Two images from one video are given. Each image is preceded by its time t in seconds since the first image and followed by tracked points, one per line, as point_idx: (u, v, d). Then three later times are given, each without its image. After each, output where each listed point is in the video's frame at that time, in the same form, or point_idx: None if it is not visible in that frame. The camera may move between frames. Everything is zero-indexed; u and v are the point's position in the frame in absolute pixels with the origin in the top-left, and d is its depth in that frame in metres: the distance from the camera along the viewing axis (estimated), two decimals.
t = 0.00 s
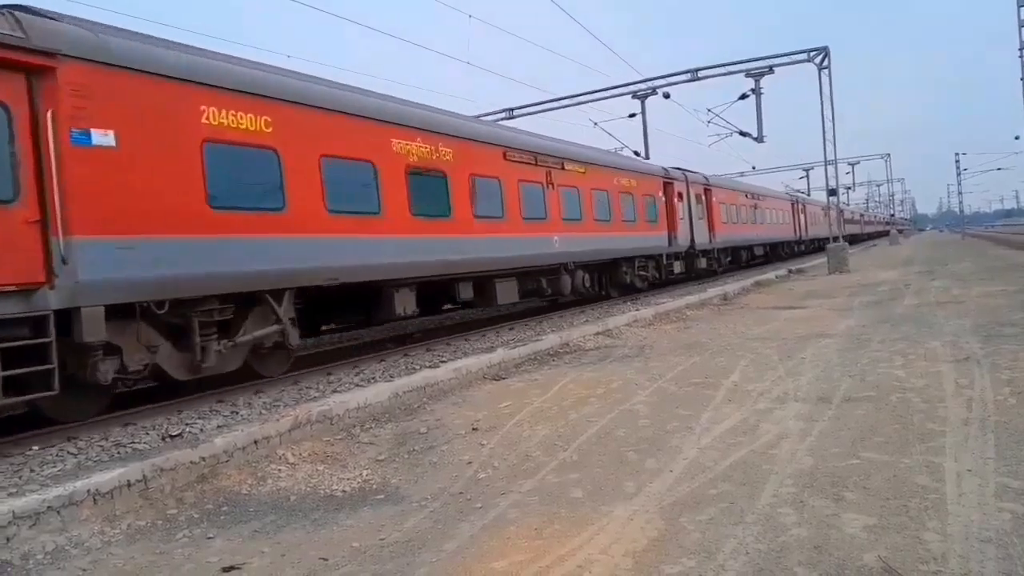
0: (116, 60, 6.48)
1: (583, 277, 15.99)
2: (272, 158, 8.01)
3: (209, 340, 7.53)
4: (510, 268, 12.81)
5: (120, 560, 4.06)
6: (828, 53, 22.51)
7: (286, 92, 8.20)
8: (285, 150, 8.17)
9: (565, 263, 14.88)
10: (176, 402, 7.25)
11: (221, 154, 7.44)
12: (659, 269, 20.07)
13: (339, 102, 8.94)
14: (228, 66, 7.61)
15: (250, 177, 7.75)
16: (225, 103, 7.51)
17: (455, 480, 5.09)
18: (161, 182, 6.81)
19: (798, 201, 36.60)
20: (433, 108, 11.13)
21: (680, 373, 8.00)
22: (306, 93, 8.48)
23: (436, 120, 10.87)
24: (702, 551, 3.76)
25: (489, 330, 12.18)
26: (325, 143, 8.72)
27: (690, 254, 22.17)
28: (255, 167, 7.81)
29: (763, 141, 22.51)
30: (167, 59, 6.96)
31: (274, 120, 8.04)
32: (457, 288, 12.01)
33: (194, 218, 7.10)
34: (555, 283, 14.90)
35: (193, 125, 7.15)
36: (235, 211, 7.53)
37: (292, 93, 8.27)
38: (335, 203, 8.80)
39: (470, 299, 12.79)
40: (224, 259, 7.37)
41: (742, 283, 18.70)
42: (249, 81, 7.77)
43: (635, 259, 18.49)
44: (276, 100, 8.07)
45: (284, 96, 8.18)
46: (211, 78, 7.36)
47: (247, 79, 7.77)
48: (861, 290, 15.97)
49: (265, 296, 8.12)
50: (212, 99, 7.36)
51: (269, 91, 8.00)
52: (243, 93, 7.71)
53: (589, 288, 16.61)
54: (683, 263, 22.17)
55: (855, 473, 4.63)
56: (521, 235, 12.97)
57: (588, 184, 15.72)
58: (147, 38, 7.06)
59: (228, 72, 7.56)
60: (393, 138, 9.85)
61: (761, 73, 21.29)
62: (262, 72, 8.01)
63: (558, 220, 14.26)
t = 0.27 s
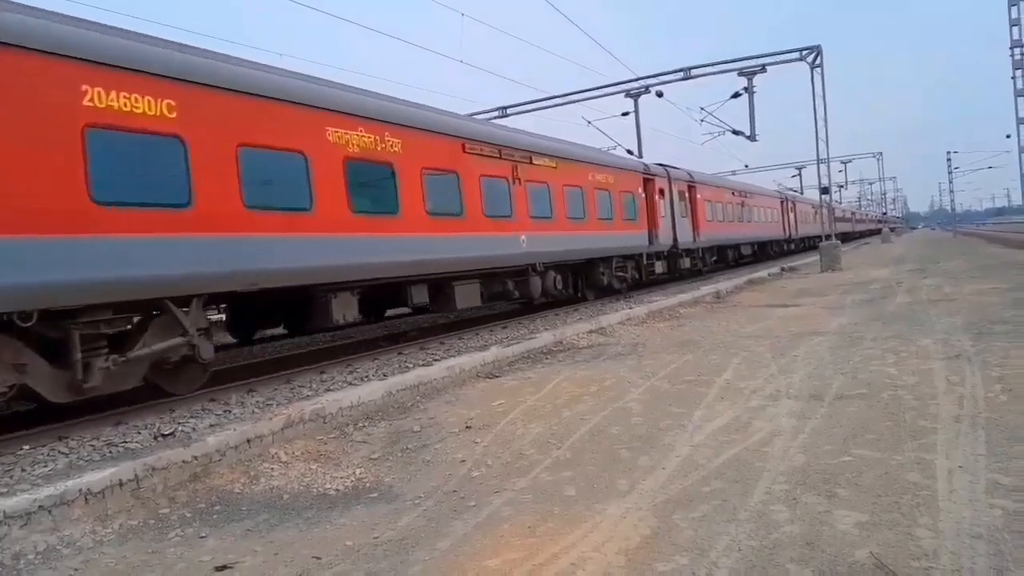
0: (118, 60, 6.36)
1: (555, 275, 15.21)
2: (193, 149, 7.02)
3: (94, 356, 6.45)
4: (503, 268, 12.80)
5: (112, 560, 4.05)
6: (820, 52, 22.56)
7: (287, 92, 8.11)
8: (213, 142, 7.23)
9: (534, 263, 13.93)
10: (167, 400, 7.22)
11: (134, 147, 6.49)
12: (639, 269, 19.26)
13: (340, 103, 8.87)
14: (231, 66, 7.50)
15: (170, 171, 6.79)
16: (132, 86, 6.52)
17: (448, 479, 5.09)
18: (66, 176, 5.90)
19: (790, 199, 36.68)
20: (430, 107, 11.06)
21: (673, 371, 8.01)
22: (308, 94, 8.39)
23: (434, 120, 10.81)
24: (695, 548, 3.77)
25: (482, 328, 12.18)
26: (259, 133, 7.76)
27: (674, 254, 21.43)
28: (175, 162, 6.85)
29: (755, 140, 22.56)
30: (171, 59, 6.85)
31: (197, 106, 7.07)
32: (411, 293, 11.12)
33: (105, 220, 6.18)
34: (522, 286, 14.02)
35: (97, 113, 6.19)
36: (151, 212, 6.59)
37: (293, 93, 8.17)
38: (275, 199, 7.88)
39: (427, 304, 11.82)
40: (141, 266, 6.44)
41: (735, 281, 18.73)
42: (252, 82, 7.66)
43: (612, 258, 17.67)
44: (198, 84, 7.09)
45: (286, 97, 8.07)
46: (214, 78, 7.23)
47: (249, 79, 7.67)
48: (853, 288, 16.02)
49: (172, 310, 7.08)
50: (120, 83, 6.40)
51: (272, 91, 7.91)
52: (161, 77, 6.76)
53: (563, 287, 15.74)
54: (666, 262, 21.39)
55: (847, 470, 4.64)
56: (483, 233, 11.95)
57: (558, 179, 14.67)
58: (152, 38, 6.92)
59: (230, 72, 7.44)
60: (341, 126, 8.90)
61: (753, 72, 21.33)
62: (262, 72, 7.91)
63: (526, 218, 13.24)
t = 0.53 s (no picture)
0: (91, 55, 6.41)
1: (517, 276, 14.32)
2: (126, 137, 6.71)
3: None
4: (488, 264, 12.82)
5: (96, 560, 4.02)
6: (806, 48, 22.67)
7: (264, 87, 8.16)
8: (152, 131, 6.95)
9: (491, 263, 13.03)
10: (152, 399, 7.17)
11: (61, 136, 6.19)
12: (611, 268, 18.63)
13: (317, 98, 8.92)
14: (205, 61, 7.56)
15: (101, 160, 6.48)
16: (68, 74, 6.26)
17: (435, 476, 5.08)
18: None
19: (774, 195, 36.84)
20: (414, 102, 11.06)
21: (660, 367, 8.04)
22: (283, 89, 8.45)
23: (417, 116, 10.82)
24: (681, 543, 3.78)
25: (470, 325, 12.17)
26: (198, 121, 7.43)
27: (649, 252, 20.99)
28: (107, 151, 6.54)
29: (742, 136, 22.65)
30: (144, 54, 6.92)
31: (91, 85, 6.44)
32: (346, 297, 10.26)
33: None
34: (479, 287, 13.12)
35: None
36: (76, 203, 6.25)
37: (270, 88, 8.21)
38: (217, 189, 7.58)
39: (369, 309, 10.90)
40: (65, 262, 6.12)
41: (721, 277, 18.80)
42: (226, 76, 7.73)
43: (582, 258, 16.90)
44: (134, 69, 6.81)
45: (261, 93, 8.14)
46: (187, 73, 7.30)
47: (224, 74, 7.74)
48: (839, 284, 16.13)
49: (30, 314, 6.21)
50: (52, 70, 6.14)
51: (247, 85, 7.97)
52: (97, 64, 6.49)
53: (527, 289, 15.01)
54: (640, 260, 20.83)
55: (832, 465, 4.67)
56: (433, 230, 11.02)
57: (523, 173, 13.85)
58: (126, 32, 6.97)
59: (203, 67, 7.50)
60: (287, 113, 8.51)
61: (739, 69, 21.40)
62: (239, 67, 7.96)
63: (483, 212, 12.37)
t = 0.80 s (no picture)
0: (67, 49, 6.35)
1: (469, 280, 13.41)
2: (120, 136, 6.79)
3: None
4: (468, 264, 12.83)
5: (67, 561, 3.96)
6: (785, 51, 22.86)
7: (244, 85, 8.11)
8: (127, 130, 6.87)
9: (437, 266, 11.87)
10: (126, 398, 7.08)
11: (55, 133, 6.28)
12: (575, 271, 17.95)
13: (300, 96, 8.86)
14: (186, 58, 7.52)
15: (93, 159, 6.56)
16: (68, 73, 6.39)
17: (413, 476, 5.06)
18: None
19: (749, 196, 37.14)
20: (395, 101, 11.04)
21: (639, 366, 8.07)
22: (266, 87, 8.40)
23: (399, 115, 10.79)
24: (658, 542, 3.79)
25: (449, 325, 12.14)
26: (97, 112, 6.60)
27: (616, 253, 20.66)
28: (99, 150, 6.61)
29: (721, 138, 22.79)
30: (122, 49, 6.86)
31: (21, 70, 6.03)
32: (264, 304, 9.15)
33: None
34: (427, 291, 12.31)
35: None
36: (64, 201, 6.31)
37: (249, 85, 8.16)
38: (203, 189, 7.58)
39: (292, 316, 9.81)
40: (38, 260, 6.08)
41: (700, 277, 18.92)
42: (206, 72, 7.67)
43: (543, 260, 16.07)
44: (133, 70, 6.93)
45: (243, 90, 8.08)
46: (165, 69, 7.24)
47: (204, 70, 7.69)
48: (815, 285, 16.28)
49: None
50: (52, 70, 6.26)
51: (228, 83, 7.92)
52: (98, 64, 6.62)
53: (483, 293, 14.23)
54: (608, 261, 20.51)
55: (808, 464, 4.71)
56: (369, 230, 9.92)
57: (473, 169, 12.73)
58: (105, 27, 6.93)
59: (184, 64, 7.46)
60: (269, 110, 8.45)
61: (719, 70, 21.52)
62: (218, 63, 7.91)
63: (427, 210, 11.21)
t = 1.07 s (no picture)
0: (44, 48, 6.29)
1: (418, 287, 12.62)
2: (100, 135, 6.76)
3: None
4: (449, 265, 12.83)
5: (44, 567, 3.91)
6: (765, 55, 23.04)
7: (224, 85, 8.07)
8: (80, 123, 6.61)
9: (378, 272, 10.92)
10: (103, 402, 7.00)
11: (37, 133, 6.27)
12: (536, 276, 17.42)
13: (280, 97, 8.83)
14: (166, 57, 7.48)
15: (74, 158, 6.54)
16: (52, 74, 6.38)
17: (395, 479, 5.04)
18: None
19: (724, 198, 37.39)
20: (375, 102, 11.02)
21: (620, 368, 8.10)
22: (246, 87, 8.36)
23: (378, 116, 10.76)
24: (640, 544, 3.81)
25: (431, 327, 12.11)
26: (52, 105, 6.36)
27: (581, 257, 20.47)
28: (79, 149, 6.59)
29: (701, 141, 22.93)
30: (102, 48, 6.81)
31: None
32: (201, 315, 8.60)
33: None
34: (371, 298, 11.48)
35: None
36: (43, 201, 6.29)
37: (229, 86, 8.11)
38: (182, 188, 7.52)
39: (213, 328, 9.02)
40: (13, 261, 6.01)
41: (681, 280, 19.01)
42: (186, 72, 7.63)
43: (503, 265, 15.45)
44: (117, 69, 6.91)
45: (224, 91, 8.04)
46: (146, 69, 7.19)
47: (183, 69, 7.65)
48: (795, 287, 16.41)
49: None
50: (37, 70, 6.25)
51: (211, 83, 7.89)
52: (79, 65, 6.60)
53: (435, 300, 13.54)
54: (576, 266, 20.36)
55: (787, 465, 4.75)
56: (294, 232, 8.98)
57: (422, 165, 11.76)
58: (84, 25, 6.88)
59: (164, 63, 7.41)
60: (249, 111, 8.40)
61: (699, 74, 21.66)
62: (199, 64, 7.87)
63: (365, 211, 10.25)
